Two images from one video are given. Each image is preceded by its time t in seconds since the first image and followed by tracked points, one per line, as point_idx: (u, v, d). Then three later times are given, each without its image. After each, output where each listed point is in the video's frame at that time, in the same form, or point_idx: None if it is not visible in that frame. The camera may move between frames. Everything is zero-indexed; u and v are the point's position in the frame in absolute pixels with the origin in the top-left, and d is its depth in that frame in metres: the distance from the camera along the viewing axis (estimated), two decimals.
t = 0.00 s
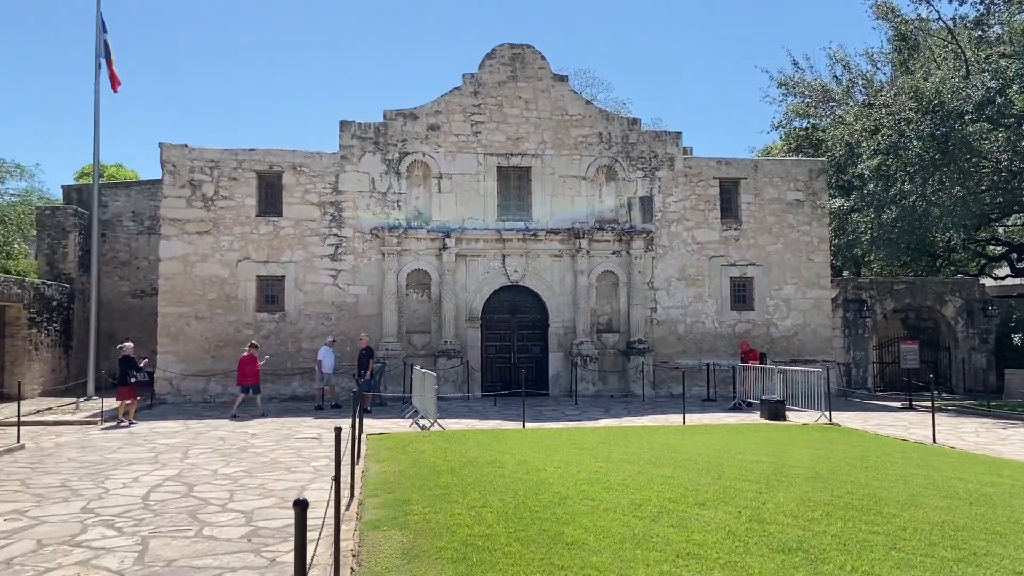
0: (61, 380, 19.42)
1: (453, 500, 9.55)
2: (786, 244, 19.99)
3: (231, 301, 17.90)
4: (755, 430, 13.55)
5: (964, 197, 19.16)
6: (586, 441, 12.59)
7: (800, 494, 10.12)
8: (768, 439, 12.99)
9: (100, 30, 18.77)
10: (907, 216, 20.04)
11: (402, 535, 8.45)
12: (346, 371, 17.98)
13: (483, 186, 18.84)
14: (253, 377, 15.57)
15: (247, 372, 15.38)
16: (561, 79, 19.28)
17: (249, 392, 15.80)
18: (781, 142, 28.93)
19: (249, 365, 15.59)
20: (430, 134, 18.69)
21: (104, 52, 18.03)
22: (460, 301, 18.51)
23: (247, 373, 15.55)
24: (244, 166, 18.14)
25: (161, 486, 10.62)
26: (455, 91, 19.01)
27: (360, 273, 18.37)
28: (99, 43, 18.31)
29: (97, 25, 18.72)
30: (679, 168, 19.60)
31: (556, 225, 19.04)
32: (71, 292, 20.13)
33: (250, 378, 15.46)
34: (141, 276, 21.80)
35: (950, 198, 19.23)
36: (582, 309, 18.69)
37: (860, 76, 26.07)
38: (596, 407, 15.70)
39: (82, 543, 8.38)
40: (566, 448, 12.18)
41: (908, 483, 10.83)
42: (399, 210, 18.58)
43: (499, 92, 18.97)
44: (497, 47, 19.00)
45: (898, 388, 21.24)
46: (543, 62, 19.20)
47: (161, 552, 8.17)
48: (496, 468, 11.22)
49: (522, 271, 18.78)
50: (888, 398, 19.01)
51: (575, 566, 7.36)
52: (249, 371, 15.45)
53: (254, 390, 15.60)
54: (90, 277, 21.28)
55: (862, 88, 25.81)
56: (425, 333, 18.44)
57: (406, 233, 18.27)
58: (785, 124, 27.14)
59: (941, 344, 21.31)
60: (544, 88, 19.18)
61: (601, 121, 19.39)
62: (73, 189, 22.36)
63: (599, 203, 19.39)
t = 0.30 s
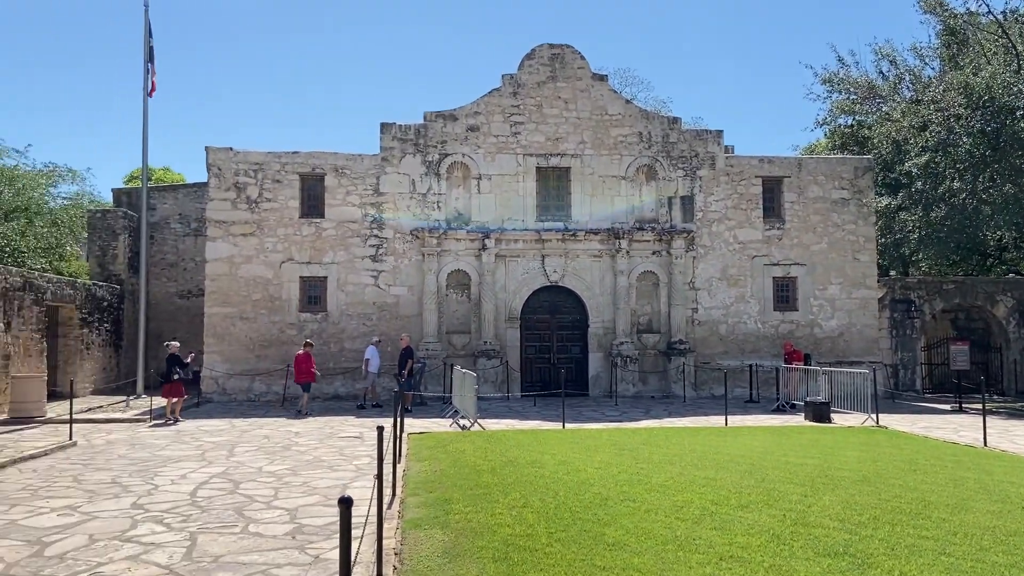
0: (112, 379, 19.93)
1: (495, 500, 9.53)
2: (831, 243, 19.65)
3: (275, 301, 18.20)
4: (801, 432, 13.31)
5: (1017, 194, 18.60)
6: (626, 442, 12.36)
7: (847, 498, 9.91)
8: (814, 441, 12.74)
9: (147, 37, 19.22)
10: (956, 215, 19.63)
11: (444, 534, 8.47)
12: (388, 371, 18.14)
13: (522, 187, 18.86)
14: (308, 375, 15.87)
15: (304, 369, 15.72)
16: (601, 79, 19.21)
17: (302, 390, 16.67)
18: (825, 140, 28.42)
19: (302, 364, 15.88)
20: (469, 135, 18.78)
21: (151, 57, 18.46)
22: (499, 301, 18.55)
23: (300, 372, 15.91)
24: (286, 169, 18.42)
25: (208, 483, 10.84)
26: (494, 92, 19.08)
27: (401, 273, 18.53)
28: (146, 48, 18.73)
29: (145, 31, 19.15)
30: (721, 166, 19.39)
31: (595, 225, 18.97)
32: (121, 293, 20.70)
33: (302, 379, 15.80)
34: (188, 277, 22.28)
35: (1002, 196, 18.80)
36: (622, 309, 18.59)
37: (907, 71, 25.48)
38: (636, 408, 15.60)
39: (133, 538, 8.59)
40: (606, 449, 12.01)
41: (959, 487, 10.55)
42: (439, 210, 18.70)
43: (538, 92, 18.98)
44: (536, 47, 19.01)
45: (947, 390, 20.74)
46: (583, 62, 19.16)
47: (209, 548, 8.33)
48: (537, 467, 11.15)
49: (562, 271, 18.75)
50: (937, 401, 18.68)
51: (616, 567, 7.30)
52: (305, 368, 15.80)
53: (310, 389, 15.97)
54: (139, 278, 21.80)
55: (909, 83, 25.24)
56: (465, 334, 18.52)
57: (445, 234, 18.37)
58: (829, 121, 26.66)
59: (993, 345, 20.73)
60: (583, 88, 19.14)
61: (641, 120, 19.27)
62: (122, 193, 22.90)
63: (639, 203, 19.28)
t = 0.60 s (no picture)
0: (162, 376, 20.41)
1: (538, 498, 9.49)
2: (881, 240, 19.21)
3: (319, 300, 18.44)
4: (850, 433, 13.01)
5: None
6: (669, 441, 12.18)
7: (899, 500, 9.65)
8: (863, 443, 12.43)
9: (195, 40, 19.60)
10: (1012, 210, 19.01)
11: (487, 532, 8.46)
12: (431, 369, 18.24)
13: (563, 185, 18.80)
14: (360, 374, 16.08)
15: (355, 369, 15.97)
16: (644, 75, 19.06)
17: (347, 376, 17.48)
18: (874, 135, 27.79)
19: (354, 364, 16.11)
20: (511, 134, 18.80)
21: (200, 60, 18.82)
22: (541, 300, 18.52)
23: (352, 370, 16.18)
24: (330, 169, 18.64)
25: (256, 478, 11.01)
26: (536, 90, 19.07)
27: (443, 272, 18.62)
28: (195, 52, 19.11)
29: (193, 35, 19.54)
30: (766, 162, 19.09)
31: (638, 223, 18.82)
32: (171, 292, 21.21)
33: (353, 378, 16.07)
34: (235, 276, 22.70)
35: None
36: (665, 308, 18.40)
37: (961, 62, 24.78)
38: (680, 408, 15.42)
39: (184, 531, 8.77)
40: (650, 448, 11.83)
41: (1017, 490, 10.20)
42: (481, 209, 18.74)
43: (580, 89, 18.91)
44: (578, 44, 18.95)
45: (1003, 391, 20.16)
46: (625, 58, 19.03)
47: (256, 542, 8.46)
48: (580, 465, 11.04)
49: (604, 270, 18.65)
50: (992, 401, 18.23)
51: (662, 567, 7.21)
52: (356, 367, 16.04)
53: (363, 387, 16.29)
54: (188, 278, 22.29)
55: (963, 75, 24.54)
56: (507, 332, 18.54)
57: (487, 232, 18.42)
58: (878, 116, 26.07)
59: None
60: (626, 84, 19.00)
61: (684, 116, 19.06)
62: (172, 194, 23.53)
63: (682, 200, 19.07)
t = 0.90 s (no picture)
0: (212, 372, 20.86)
1: (583, 496, 9.46)
2: (933, 236, 18.69)
3: (364, 298, 18.66)
4: (902, 434, 12.68)
5: None
6: (715, 441, 12.02)
7: (954, 501, 9.37)
8: (917, 443, 12.10)
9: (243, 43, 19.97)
10: None
11: (532, 529, 8.47)
12: (473, 367, 18.32)
13: (606, 182, 18.70)
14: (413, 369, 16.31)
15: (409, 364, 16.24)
16: (688, 70, 18.85)
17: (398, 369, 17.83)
18: (926, 129, 27.04)
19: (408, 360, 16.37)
20: (553, 132, 18.77)
21: (247, 62, 19.17)
22: (584, 297, 18.46)
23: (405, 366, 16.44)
24: (374, 168, 18.85)
25: (303, 473, 11.20)
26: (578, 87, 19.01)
27: (485, 270, 18.67)
28: (243, 54, 19.48)
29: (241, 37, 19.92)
30: (814, 157, 18.73)
31: (682, 220, 18.61)
32: (220, 289, 21.71)
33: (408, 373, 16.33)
34: (282, 274, 23.09)
35: None
36: (710, 305, 18.17)
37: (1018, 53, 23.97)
38: (725, 406, 15.21)
39: (235, 524, 8.96)
40: (695, 446, 11.68)
41: None
42: (523, 207, 18.74)
43: (623, 85, 18.79)
44: (621, 40, 18.83)
45: None
46: (669, 54, 18.85)
47: (306, 535, 8.61)
48: (625, 462, 10.96)
49: (647, 268, 18.51)
50: None
51: (709, 566, 7.13)
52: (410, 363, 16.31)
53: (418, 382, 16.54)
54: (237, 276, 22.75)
55: (1020, 66, 23.73)
56: (549, 330, 18.52)
57: (529, 229, 18.42)
58: (930, 109, 25.36)
59: None
60: (669, 80, 18.82)
61: (729, 112, 18.80)
62: (221, 194, 24.06)
63: (727, 196, 18.81)
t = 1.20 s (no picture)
0: (255, 368, 21.14)
1: (626, 494, 9.38)
2: (984, 232, 18.15)
3: (403, 295, 18.75)
4: (953, 435, 12.30)
5: None
6: (759, 441, 11.79)
7: (1009, 504, 9.05)
8: (969, 445, 11.72)
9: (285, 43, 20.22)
10: None
11: (576, 527, 8.42)
12: (512, 364, 18.27)
13: (645, 178, 18.51)
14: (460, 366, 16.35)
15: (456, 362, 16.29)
16: (730, 65, 18.58)
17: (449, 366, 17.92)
18: (976, 123, 26.29)
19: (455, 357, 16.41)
20: (591, 128, 18.66)
21: (289, 63, 19.41)
22: (623, 295, 18.31)
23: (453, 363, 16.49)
24: (414, 166, 18.93)
25: (345, 468, 11.27)
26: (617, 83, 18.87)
27: (523, 267, 18.62)
28: (285, 55, 19.72)
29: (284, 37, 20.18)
30: (860, 152, 18.31)
31: (723, 217, 18.34)
32: (262, 286, 22.00)
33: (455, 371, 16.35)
34: (322, 272, 23.33)
35: None
36: (752, 303, 17.87)
37: None
38: (768, 406, 14.93)
39: (281, 517, 9.06)
40: (739, 446, 11.47)
41: None
42: (561, 204, 18.64)
43: (663, 80, 18.60)
44: (661, 35, 18.64)
45: None
46: (711, 48, 18.61)
47: (350, 530, 8.66)
48: (668, 461, 10.80)
49: (687, 265, 18.28)
50: None
51: (756, 567, 7.01)
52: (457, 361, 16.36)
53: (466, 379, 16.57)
54: (278, 273, 23.04)
55: None
56: (587, 328, 18.40)
57: (567, 227, 18.32)
58: (980, 102, 24.65)
59: None
60: (711, 75, 18.58)
61: (773, 106, 18.49)
62: (263, 192, 24.41)
63: (770, 192, 18.47)
